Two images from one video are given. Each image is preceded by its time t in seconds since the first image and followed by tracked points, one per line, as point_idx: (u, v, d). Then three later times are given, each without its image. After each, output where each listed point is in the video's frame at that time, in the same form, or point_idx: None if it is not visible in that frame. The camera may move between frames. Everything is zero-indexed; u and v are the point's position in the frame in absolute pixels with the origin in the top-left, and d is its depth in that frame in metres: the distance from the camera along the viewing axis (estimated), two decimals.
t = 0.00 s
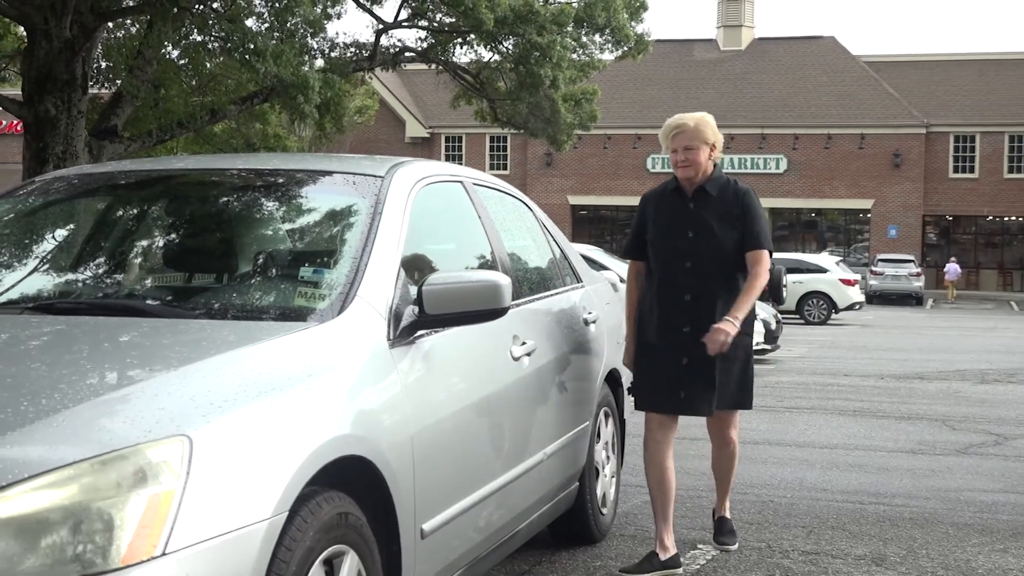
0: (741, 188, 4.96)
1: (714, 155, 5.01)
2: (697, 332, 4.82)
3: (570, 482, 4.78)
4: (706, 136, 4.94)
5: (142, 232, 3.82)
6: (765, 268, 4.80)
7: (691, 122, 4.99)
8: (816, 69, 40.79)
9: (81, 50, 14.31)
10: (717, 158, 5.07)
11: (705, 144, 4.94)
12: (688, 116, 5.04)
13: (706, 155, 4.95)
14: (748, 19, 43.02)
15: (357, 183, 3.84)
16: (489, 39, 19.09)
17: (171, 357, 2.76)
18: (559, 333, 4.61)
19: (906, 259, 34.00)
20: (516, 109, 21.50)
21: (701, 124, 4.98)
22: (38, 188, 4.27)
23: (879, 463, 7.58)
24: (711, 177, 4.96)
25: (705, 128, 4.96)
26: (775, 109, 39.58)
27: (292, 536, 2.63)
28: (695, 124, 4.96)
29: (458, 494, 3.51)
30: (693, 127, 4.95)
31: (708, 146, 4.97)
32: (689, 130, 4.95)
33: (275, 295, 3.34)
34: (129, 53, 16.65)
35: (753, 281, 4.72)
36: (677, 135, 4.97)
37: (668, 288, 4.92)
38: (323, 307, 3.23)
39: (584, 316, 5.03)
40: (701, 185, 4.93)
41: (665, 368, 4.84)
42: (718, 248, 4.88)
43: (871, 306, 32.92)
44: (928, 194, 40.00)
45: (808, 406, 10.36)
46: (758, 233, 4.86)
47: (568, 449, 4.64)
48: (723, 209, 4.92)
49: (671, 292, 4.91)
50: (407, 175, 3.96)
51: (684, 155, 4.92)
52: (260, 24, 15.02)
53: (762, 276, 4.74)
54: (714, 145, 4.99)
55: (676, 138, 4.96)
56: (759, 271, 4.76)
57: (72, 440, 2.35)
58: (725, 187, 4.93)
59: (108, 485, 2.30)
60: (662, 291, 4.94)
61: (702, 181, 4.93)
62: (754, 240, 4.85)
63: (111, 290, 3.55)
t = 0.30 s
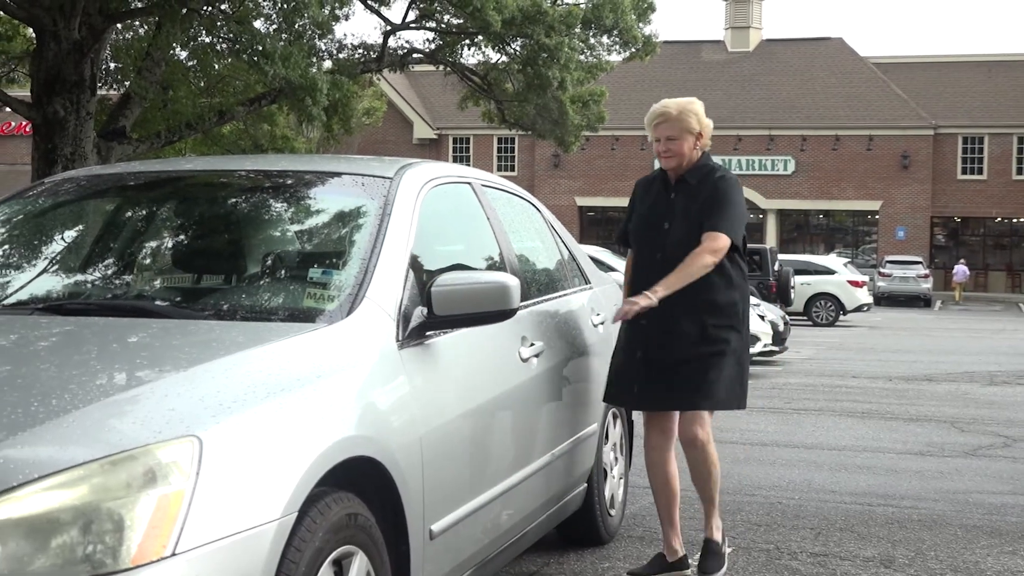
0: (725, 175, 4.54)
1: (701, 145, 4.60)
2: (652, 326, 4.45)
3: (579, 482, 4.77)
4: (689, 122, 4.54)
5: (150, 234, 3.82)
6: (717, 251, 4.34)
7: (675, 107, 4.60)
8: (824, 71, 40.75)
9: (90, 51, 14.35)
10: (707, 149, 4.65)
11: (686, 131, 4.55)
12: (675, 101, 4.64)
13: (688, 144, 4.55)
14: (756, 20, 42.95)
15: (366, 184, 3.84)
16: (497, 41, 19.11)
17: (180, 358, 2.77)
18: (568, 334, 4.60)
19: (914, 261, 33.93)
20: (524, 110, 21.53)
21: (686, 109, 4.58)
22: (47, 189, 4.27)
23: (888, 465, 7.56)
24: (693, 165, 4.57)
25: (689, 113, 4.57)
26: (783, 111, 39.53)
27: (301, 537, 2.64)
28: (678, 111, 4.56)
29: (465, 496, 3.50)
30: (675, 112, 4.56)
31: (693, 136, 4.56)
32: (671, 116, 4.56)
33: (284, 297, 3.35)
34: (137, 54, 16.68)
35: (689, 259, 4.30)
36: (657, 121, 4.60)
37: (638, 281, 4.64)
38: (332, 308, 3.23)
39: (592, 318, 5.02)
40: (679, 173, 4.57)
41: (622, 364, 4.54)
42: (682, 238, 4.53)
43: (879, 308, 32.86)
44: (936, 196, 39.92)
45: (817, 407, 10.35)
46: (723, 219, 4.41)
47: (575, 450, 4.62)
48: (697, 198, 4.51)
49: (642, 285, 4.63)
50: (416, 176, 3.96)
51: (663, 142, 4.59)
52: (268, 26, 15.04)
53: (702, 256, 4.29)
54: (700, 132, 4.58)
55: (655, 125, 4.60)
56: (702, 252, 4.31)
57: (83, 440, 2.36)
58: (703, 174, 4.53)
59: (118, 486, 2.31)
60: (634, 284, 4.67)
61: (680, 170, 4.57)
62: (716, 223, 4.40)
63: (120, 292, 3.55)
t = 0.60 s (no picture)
0: (704, 173, 4.33)
1: (692, 141, 4.44)
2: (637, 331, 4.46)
3: (586, 481, 4.77)
4: (669, 119, 4.40)
5: (159, 232, 3.83)
6: (661, 255, 4.21)
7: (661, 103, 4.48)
8: (832, 70, 40.69)
9: (100, 51, 14.39)
10: (702, 144, 4.47)
11: (666, 128, 4.41)
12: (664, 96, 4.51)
13: (671, 141, 4.42)
14: (764, 20, 42.88)
15: (374, 184, 3.85)
16: (505, 40, 19.11)
17: (189, 356, 2.77)
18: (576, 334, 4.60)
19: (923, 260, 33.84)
20: (532, 109, 21.54)
21: (669, 105, 4.44)
22: (56, 187, 4.29)
23: (896, 464, 7.54)
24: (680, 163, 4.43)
25: (670, 110, 4.42)
26: (791, 110, 39.47)
27: (310, 534, 2.64)
28: (660, 109, 4.44)
29: (474, 493, 3.50)
30: (656, 109, 4.45)
31: (679, 133, 4.41)
32: (651, 114, 4.45)
33: (292, 295, 3.35)
34: (146, 54, 16.71)
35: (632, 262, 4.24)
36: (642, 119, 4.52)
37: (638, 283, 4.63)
38: (340, 307, 3.23)
39: (601, 317, 5.01)
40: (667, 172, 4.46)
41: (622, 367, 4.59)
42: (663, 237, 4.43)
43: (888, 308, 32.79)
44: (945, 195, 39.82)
45: (825, 407, 10.32)
46: (683, 220, 4.26)
47: (583, 450, 4.62)
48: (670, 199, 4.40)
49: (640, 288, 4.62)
50: (424, 175, 3.97)
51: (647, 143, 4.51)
52: (277, 25, 15.05)
53: (642, 261, 4.20)
54: (685, 128, 4.41)
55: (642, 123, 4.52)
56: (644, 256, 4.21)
57: (92, 438, 2.36)
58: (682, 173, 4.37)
59: (127, 483, 2.31)
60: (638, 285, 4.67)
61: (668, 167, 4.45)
62: (676, 226, 4.25)
63: (129, 290, 3.56)
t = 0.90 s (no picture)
0: (698, 170, 4.28)
1: (690, 138, 4.40)
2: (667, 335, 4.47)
3: (594, 478, 4.78)
4: (662, 119, 4.38)
5: (168, 230, 3.84)
6: (655, 262, 4.20)
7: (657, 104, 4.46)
8: (840, 66, 40.60)
9: (108, 49, 14.42)
10: (703, 140, 4.42)
11: (662, 128, 4.38)
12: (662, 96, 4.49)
13: (667, 140, 4.39)
14: (773, 16, 42.80)
15: (382, 181, 3.85)
16: (513, 38, 19.12)
17: (198, 353, 2.78)
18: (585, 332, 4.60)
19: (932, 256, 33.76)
20: (540, 107, 21.54)
21: (663, 104, 4.41)
22: (65, 185, 4.29)
23: (906, 461, 7.52)
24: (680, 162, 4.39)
25: (663, 109, 4.40)
26: (799, 107, 39.39)
27: (319, 531, 2.65)
28: (655, 108, 4.42)
29: (481, 491, 3.50)
30: (651, 109, 4.44)
31: (676, 131, 4.38)
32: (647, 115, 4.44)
33: (300, 293, 3.36)
34: (155, 52, 16.73)
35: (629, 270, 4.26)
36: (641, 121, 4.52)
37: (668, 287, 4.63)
38: (349, 305, 3.23)
39: (608, 314, 5.01)
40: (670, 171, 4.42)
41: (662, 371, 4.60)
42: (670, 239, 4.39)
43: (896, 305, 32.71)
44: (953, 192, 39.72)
45: (834, 404, 10.31)
46: (678, 222, 4.23)
47: (591, 447, 4.62)
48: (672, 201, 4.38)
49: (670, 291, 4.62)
50: (432, 172, 3.97)
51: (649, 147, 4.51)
52: (285, 24, 15.05)
53: (635, 268, 4.20)
54: (682, 127, 4.37)
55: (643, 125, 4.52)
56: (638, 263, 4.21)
57: (101, 435, 2.37)
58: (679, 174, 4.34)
59: (136, 479, 2.32)
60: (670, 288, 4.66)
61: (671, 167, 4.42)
62: (671, 229, 4.22)
63: (138, 288, 3.57)
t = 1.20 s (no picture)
0: (723, 169, 4.25)
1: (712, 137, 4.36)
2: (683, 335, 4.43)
3: (601, 474, 4.79)
4: (684, 117, 4.36)
5: (174, 227, 3.85)
6: (691, 263, 4.18)
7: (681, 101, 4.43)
8: (847, 63, 40.53)
9: (114, 46, 14.42)
10: (726, 140, 4.38)
11: (684, 127, 4.36)
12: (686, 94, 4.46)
13: (689, 137, 4.36)
14: (779, 13, 42.70)
15: (388, 178, 3.85)
16: (519, 34, 19.13)
17: (204, 349, 2.78)
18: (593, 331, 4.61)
19: (938, 254, 33.69)
20: (546, 104, 21.51)
21: (687, 101, 4.39)
22: (71, 181, 4.29)
23: (911, 459, 7.51)
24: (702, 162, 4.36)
25: (686, 106, 4.37)
26: (806, 104, 39.31)
27: (324, 527, 2.65)
28: (678, 104, 4.40)
29: (486, 491, 3.50)
30: (674, 106, 4.42)
31: (696, 128, 4.35)
32: (670, 112, 4.42)
33: (306, 289, 3.36)
34: (161, 49, 16.74)
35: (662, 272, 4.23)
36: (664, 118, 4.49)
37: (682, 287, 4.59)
38: (355, 301, 3.24)
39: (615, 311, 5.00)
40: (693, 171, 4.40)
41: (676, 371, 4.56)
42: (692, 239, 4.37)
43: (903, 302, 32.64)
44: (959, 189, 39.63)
45: (839, 402, 10.30)
46: (705, 224, 4.20)
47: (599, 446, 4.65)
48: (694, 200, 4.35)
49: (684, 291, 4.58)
50: (437, 169, 3.96)
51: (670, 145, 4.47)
52: (291, 21, 15.06)
53: (670, 268, 4.16)
54: (705, 125, 4.35)
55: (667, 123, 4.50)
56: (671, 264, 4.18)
57: (107, 431, 2.37)
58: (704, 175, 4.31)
59: (143, 475, 2.32)
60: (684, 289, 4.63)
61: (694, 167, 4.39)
62: (700, 229, 4.19)
63: (144, 284, 3.58)
